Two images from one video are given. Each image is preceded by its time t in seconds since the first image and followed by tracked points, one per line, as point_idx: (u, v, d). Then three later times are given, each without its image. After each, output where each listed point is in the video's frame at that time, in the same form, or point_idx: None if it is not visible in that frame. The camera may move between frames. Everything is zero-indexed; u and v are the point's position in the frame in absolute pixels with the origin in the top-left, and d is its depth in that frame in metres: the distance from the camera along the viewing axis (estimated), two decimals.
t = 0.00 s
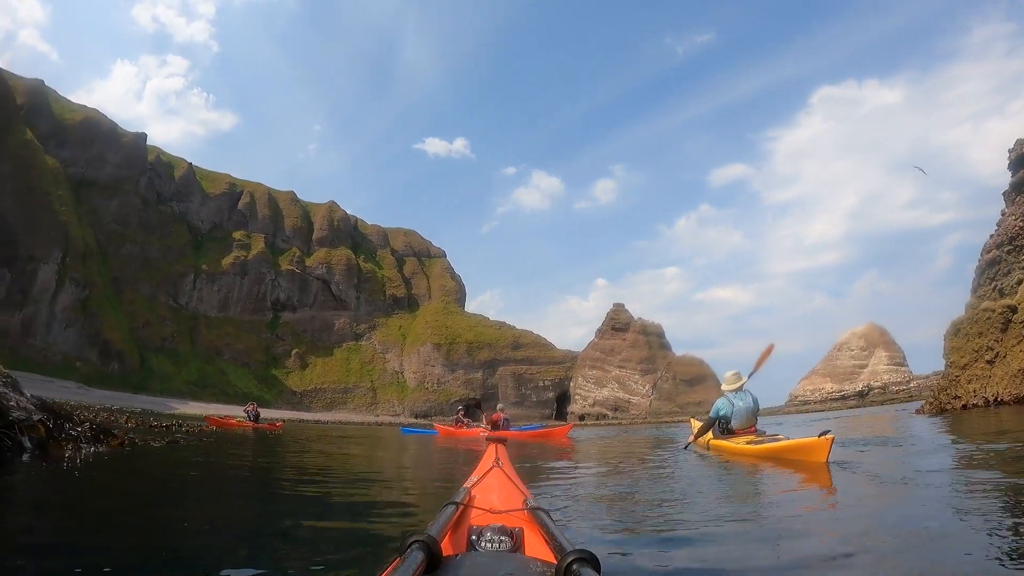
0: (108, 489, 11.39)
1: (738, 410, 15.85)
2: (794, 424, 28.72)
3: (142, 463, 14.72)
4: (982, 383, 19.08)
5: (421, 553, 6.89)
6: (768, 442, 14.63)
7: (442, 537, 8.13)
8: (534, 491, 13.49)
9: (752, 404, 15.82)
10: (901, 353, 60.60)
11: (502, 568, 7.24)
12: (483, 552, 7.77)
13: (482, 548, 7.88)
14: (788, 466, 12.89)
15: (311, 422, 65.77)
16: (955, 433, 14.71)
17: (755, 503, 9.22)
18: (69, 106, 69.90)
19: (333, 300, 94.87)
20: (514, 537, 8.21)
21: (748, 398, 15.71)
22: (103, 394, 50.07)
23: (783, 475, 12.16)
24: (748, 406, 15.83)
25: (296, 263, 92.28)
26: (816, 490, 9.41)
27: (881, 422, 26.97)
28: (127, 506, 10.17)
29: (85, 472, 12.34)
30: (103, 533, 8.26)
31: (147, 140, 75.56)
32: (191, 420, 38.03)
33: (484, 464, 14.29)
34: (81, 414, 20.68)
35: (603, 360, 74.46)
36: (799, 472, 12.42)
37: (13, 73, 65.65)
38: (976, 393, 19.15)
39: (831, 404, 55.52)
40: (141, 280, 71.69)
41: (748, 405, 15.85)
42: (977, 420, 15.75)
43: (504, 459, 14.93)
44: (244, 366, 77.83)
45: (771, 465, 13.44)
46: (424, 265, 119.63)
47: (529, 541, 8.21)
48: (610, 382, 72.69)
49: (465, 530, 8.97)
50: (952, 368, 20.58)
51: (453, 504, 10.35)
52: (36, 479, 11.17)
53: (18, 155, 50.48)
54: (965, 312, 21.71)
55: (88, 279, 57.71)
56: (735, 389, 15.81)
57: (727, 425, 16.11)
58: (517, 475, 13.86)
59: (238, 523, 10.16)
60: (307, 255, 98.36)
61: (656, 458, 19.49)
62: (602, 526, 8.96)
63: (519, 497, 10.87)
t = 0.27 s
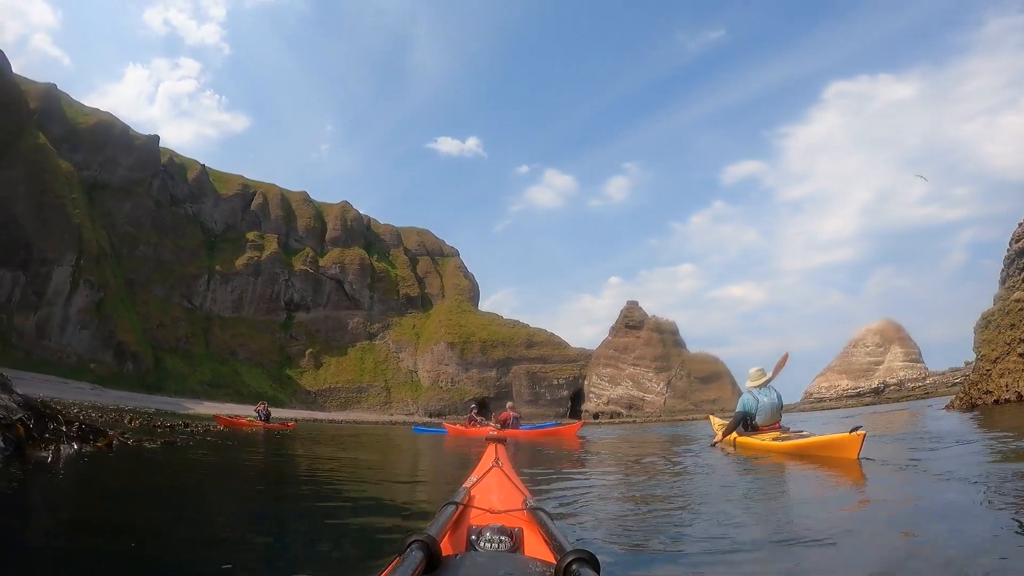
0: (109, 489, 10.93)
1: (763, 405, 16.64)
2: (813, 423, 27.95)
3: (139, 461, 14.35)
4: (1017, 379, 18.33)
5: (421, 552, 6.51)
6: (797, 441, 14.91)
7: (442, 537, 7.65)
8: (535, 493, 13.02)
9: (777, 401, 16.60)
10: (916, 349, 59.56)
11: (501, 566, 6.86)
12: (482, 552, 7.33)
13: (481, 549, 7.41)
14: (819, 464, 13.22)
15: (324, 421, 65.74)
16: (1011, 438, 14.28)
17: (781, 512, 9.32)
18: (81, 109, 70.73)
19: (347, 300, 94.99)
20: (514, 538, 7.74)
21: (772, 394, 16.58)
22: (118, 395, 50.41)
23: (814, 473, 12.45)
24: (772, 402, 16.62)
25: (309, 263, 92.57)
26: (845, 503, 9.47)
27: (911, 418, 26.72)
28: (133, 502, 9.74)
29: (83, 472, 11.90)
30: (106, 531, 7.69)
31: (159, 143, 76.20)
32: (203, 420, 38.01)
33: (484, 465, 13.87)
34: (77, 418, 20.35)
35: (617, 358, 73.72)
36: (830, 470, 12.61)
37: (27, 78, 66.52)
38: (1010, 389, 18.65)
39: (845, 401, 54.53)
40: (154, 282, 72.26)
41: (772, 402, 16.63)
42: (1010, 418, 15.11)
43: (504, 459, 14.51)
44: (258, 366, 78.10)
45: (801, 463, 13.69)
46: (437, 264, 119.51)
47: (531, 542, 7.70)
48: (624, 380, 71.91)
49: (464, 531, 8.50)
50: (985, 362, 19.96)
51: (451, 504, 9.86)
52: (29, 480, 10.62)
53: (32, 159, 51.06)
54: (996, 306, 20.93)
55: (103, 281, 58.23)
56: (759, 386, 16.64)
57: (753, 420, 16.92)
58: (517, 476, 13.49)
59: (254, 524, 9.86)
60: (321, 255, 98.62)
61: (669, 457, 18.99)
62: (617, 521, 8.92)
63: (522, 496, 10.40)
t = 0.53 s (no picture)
0: (108, 492, 10.78)
1: (788, 411, 15.95)
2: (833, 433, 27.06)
3: (132, 458, 14.25)
4: None
5: (421, 553, 6.10)
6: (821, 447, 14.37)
7: (442, 537, 7.21)
8: (533, 496, 12.53)
9: (803, 407, 15.98)
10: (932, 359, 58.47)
11: (504, 565, 6.50)
12: (481, 553, 6.85)
13: (481, 549, 6.96)
14: (846, 471, 12.77)
15: (336, 416, 65.76)
16: None
17: (803, 521, 8.95)
18: (102, 101, 71.79)
19: (362, 296, 95.18)
20: (514, 538, 7.26)
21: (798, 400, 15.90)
22: (132, 383, 50.84)
23: (837, 480, 12.04)
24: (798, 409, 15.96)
25: (326, 258, 92.96)
26: (872, 515, 9.10)
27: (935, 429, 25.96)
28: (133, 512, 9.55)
29: (74, 476, 11.63)
30: (113, 555, 7.41)
31: (180, 135, 77.13)
32: (217, 412, 38.08)
33: (484, 464, 13.42)
34: (74, 408, 20.28)
35: (631, 361, 72.88)
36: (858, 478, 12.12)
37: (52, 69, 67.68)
38: None
39: (861, 409, 53.39)
40: (172, 273, 73.02)
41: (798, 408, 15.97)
42: None
43: (504, 459, 14.06)
44: (273, 360, 78.45)
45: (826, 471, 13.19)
46: (454, 262, 119.39)
47: (532, 542, 7.24)
48: (639, 383, 71.01)
49: (464, 531, 8.02)
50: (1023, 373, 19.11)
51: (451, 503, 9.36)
52: (21, 490, 10.28)
53: (53, 149, 51.88)
54: None
55: (121, 271, 58.93)
56: (787, 391, 15.98)
57: (775, 426, 16.31)
58: (517, 477, 13.06)
59: (265, 517, 9.82)
60: (338, 250, 98.99)
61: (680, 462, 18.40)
62: (625, 535, 8.71)
63: (523, 496, 9.92)
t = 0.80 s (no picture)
0: (112, 487, 10.69)
1: (809, 413, 15.69)
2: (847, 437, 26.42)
3: (127, 453, 14.15)
4: None
5: (420, 553, 5.79)
6: (841, 449, 14.11)
7: (442, 537, 6.85)
8: (536, 499, 12.15)
9: (823, 411, 15.61)
10: (943, 363, 57.62)
11: (504, 565, 6.15)
12: (482, 553, 6.48)
13: (481, 550, 6.59)
14: (868, 473, 12.41)
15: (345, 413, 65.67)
16: None
17: (818, 526, 8.59)
18: (115, 99, 72.58)
19: (373, 294, 95.26)
20: (515, 538, 6.88)
21: (819, 404, 15.64)
22: (143, 379, 51.06)
23: (858, 483, 11.65)
24: (819, 412, 15.68)
25: (337, 256, 93.18)
26: (892, 520, 8.75)
27: (954, 434, 25.28)
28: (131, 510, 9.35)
29: (69, 473, 11.42)
30: (117, 555, 7.22)
31: (192, 133, 77.70)
32: (218, 408, 37.87)
33: (484, 464, 13.08)
34: (70, 404, 20.14)
35: (642, 362, 72.30)
36: (882, 480, 11.82)
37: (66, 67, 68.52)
38: None
39: (872, 413, 52.55)
40: (183, 269, 73.56)
41: (819, 412, 15.68)
42: None
43: (504, 459, 13.71)
44: (283, 357, 78.61)
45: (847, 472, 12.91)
46: (465, 261, 119.29)
47: (533, 542, 6.87)
48: (649, 384, 70.36)
49: (463, 530, 7.67)
50: None
51: (449, 504, 8.96)
52: (24, 484, 10.18)
53: (64, 146, 52.48)
54: None
55: (132, 268, 59.39)
56: (808, 392, 15.71)
57: (794, 428, 15.97)
58: (519, 477, 12.75)
59: (270, 515, 9.75)
60: (349, 248, 99.25)
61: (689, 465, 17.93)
62: (635, 540, 8.36)
63: (524, 495, 9.57)
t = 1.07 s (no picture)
0: (114, 487, 10.59)
1: (825, 413, 15.36)
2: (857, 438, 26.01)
3: (123, 453, 14.03)
4: None
5: (421, 553, 5.59)
6: (859, 450, 13.86)
7: (442, 537, 6.62)
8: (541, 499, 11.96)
9: (839, 410, 15.33)
10: (953, 363, 56.98)
11: (504, 566, 5.92)
12: (482, 553, 6.26)
13: (481, 550, 6.37)
14: (889, 474, 12.17)
15: (351, 413, 65.62)
16: None
17: (834, 526, 8.34)
18: (122, 100, 72.92)
19: (380, 294, 95.29)
20: (515, 537, 6.66)
21: (835, 403, 15.32)
22: (150, 379, 51.15)
23: (877, 483, 11.38)
24: (834, 412, 15.38)
25: (344, 256, 93.29)
26: (913, 521, 8.49)
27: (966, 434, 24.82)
28: (131, 509, 9.21)
29: (68, 473, 11.30)
30: (120, 556, 7.08)
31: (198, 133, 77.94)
32: (219, 407, 37.62)
33: (483, 464, 12.86)
34: (64, 403, 19.94)
35: (649, 361, 71.88)
36: (904, 480, 11.58)
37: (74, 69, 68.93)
38: None
39: (881, 413, 51.96)
40: (190, 270, 73.83)
41: (834, 412, 15.40)
42: None
43: (503, 459, 13.48)
44: (290, 357, 78.72)
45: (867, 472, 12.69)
46: (472, 261, 119.17)
47: (534, 542, 6.65)
48: (656, 384, 69.93)
49: (463, 530, 7.45)
50: None
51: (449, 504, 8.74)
52: (26, 484, 10.08)
53: (71, 146, 52.75)
54: None
55: (139, 268, 59.61)
56: (822, 393, 15.41)
57: (811, 429, 15.70)
58: (520, 478, 12.52)
59: (271, 515, 9.66)
60: (355, 248, 99.33)
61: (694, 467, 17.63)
62: (642, 540, 8.16)
63: (524, 495, 9.36)
